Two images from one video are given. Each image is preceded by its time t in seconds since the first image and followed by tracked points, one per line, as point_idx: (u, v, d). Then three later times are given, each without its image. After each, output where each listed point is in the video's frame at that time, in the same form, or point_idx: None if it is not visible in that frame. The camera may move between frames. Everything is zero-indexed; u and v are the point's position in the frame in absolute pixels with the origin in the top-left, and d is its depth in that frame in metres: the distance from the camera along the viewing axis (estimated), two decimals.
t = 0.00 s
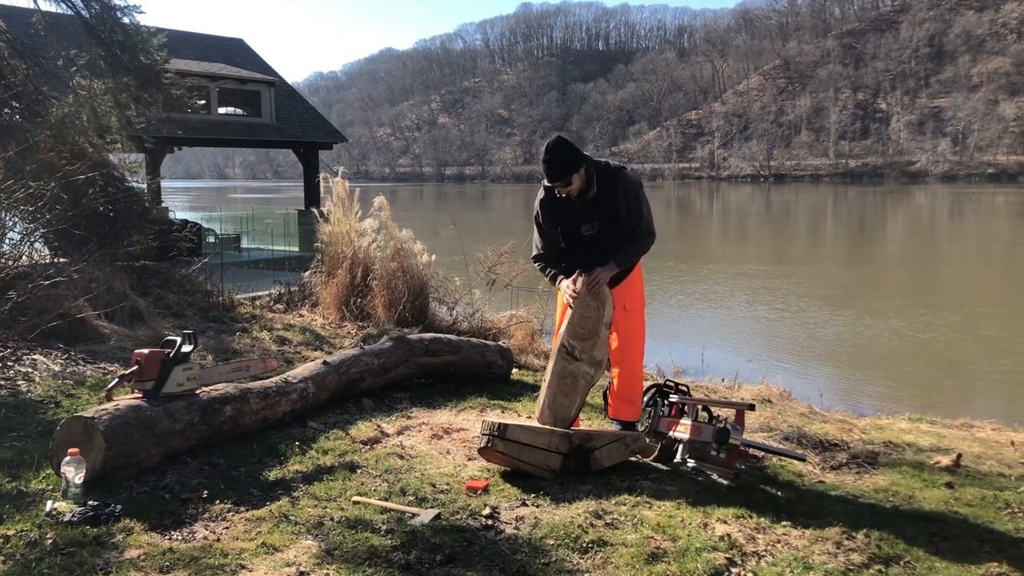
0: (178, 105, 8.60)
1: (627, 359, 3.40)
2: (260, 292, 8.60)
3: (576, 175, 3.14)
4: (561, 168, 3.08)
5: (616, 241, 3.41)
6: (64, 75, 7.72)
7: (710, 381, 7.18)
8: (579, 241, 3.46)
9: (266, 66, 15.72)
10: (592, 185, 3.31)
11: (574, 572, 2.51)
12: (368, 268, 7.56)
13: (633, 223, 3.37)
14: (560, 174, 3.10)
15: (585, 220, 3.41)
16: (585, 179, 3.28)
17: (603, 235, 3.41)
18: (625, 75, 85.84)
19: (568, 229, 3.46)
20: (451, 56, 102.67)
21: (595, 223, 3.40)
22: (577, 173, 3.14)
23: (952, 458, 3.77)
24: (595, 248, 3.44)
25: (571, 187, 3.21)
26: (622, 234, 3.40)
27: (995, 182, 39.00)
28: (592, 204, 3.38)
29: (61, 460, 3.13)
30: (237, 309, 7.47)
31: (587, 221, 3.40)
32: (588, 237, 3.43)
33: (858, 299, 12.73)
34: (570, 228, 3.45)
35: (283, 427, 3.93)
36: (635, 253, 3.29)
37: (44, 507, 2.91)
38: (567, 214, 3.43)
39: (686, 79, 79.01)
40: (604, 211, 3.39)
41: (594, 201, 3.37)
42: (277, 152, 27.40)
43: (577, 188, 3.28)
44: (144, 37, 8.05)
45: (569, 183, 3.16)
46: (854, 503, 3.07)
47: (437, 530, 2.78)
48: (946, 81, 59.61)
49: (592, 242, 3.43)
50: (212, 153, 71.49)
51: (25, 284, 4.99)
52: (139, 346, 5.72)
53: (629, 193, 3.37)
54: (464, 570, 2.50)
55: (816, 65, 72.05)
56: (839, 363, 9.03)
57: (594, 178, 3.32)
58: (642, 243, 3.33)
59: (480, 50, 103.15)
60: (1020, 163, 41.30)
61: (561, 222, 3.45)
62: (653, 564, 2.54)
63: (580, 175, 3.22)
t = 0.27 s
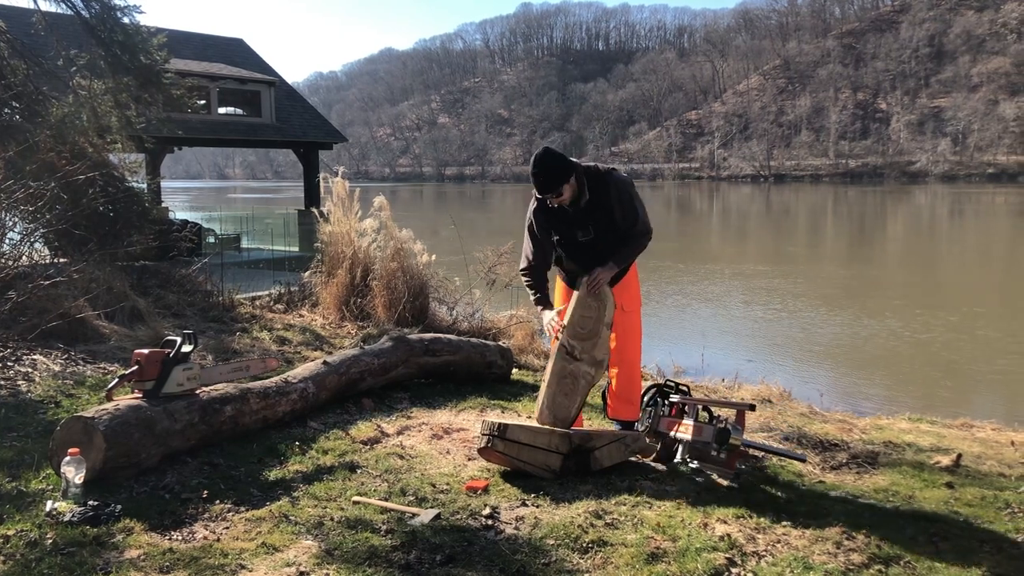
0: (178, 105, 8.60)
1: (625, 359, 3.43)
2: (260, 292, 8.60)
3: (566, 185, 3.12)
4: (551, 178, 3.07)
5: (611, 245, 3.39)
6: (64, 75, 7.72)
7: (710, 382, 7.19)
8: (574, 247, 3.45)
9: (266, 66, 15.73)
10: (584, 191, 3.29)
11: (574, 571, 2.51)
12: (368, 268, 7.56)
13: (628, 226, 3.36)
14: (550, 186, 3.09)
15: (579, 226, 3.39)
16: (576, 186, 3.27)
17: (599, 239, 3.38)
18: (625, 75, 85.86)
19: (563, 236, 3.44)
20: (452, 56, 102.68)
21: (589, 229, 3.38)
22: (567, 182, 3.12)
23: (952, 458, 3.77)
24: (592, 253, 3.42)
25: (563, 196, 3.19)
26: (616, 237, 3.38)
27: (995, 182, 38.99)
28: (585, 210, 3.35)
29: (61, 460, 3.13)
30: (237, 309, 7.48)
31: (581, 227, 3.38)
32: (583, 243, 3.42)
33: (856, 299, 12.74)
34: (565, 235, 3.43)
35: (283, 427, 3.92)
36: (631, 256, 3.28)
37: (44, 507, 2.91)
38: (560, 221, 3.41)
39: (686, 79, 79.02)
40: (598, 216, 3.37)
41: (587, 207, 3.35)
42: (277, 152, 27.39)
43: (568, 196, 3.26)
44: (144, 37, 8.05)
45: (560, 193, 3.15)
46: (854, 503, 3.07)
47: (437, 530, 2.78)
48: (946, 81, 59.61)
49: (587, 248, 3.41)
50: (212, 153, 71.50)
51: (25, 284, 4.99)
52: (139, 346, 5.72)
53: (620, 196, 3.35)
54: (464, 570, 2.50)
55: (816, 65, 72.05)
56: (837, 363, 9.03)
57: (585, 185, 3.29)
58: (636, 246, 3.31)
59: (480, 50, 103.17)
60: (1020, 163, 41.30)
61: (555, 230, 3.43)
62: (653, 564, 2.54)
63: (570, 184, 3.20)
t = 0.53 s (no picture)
0: (178, 105, 8.60)
1: (622, 359, 3.43)
2: (260, 292, 8.60)
3: (559, 190, 3.10)
4: (545, 184, 3.05)
5: (606, 245, 3.38)
6: (64, 75, 7.72)
7: (711, 382, 7.19)
8: (567, 249, 3.45)
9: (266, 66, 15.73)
10: (578, 194, 3.26)
11: (573, 572, 2.51)
12: (368, 268, 7.56)
13: (622, 226, 3.35)
14: (544, 191, 3.06)
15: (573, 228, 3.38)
16: (569, 189, 3.23)
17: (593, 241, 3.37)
18: (625, 75, 85.87)
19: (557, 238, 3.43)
20: (452, 56, 102.73)
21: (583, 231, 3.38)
22: (560, 187, 3.10)
23: (952, 458, 3.77)
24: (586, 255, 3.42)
25: (557, 200, 3.17)
26: (610, 238, 3.37)
27: (995, 182, 38.99)
28: (578, 213, 3.33)
29: (61, 459, 3.13)
30: (237, 309, 7.48)
31: (575, 230, 3.37)
32: (578, 245, 3.41)
33: (854, 299, 12.74)
34: (559, 237, 3.42)
35: (283, 427, 3.93)
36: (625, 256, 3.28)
37: (44, 507, 2.91)
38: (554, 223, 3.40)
39: (686, 79, 79.03)
40: (592, 217, 3.35)
41: (580, 209, 3.33)
42: (277, 152, 27.38)
43: (562, 200, 3.22)
44: (144, 37, 8.05)
45: (554, 198, 3.13)
46: (853, 503, 3.07)
47: (437, 530, 2.78)
48: (946, 81, 59.63)
49: (581, 249, 3.41)
50: (212, 153, 71.52)
51: (25, 284, 4.99)
52: (139, 346, 5.72)
53: (612, 196, 3.34)
54: (464, 570, 2.50)
55: (816, 65, 72.07)
56: (835, 363, 9.04)
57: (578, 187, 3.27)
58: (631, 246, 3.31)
59: (480, 50, 103.19)
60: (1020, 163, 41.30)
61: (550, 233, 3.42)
62: (653, 564, 2.54)
63: (564, 187, 3.17)
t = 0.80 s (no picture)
0: (178, 105, 8.60)
1: (620, 360, 3.43)
2: (260, 292, 8.60)
3: (561, 186, 3.11)
4: (547, 179, 3.06)
5: (606, 243, 3.39)
6: (64, 75, 7.73)
7: (711, 382, 7.20)
8: (568, 244, 3.48)
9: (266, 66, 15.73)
10: (580, 190, 3.27)
11: (574, 572, 2.51)
12: (368, 268, 7.56)
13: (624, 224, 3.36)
14: (546, 186, 3.08)
15: (574, 224, 3.41)
16: (572, 186, 3.24)
17: (595, 239, 3.39)
18: (625, 75, 85.87)
19: (558, 234, 3.46)
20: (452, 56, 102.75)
21: (584, 227, 3.40)
22: (563, 183, 3.11)
23: (952, 458, 3.77)
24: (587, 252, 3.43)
25: (559, 197, 3.19)
26: (610, 235, 3.38)
27: (995, 182, 38.98)
28: (580, 209, 3.36)
29: (61, 459, 3.13)
30: (237, 309, 7.48)
31: (576, 226, 3.40)
32: (578, 242, 3.44)
33: (852, 299, 12.75)
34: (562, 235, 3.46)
35: (284, 427, 3.92)
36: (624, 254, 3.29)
37: (44, 507, 2.91)
38: (556, 219, 3.43)
39: (686, 79, 79.04)
40: (593, 213, 3.37)
41: (582, 206, 3.35)
42: (277, 152, 27.39)
43: (565, 196, 3.24)
44: (144, 37, 8.05)
45: (556, 194, 3.14)
46: (853, 503, 3.07)
47: (437, 531, 2.78)
48: (946, 81, 59.62)
49: (582, 245, 3.43)
50: (212, 153, 71.55)
51: (25, 284, 4.99)
52: (139, 347, 5.72)
53: (615, 194, 3.36)
54: (464, 570, 2.50)
55: (816, 65, 72.08)
56: (836, 363, 9.04)
57: (580, 184, 3.29)
58: (631, 244, 3.32)
59: (480, 50, 103.25)
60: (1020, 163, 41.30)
61: (551, 229, 3.45)
62: (653, 564, 2.54)
63: (567, 183, 3.19)
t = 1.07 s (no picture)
0: (178, 105, 8.60)
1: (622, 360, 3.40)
2: (260, 292, 8.59)
3: (570, 184, 3.12)
4: (556, 177, 3.07)
5: (605, 245, 3.40)
6: (64, 75, 7.73)
7: (711, 382, 7.20)
8: (570, 243, 3.47)
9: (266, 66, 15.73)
10: (585, 189, 3.27)
11: (573, 572, 2.51)
12: (368, 268, 7.56)
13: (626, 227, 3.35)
14: (555, 185, 3.09)
15: (576, 223, 3.40)
16: (578, 184, 3.24)
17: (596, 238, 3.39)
18: (625, 75, 85.88)
19: (560, 232, 3.46)
20: (452, 56, 102.74)
21: (585, 226, 3.39)
22: (573, 182, 3.12)
23: (952, 458, 3.77)
24: (586, 252, 3.44)
25: (567, 195, 3.20)
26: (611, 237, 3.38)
27: (995, 182, 38.99)
28: (584, 208, 3.35)
29: (61, 460, 3.13)
30: (237, 309, 7.48)
31: (577, 225, 3.39)
32: (579, 240, 3.43)
33: (851, 299, 12.76)
34: (563, 232, 3.45)
35: (283, 427, 3.92)
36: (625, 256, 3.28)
37: (44, 507, 2.91)
38: (559, 217, 3.42)
39: (686, 79, 79.06)
40: (596, 214, 3.38)
41: (585, 204, 3.35)
42: (277, 152, 27.37)
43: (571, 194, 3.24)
44: (144, 37, 8.05)
45: (564, 193, 3.15)
46: (853, 503, 3.07)
47: (437, 531, 2.78)
48: (946, 81, 59.64)
49: (582, 244, 3.43)
50: (212, 153, 71.53)
51: (24, 284, 4.98)
52: (139, 346, 5.72)
53: (620, 197, 3.34)
54: (464, 570, 2.50)
55: (816, 65, 72.08)
56: (836, 363, 9.03)
57: (588, 183, 3.29)
58: (629, 249, 3.30)
59: (480, 50, 103.21)
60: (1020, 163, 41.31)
61: (552, 226, 3.45)
62: (653, 564, 2.54)
63: (576, 181, 3.19)
